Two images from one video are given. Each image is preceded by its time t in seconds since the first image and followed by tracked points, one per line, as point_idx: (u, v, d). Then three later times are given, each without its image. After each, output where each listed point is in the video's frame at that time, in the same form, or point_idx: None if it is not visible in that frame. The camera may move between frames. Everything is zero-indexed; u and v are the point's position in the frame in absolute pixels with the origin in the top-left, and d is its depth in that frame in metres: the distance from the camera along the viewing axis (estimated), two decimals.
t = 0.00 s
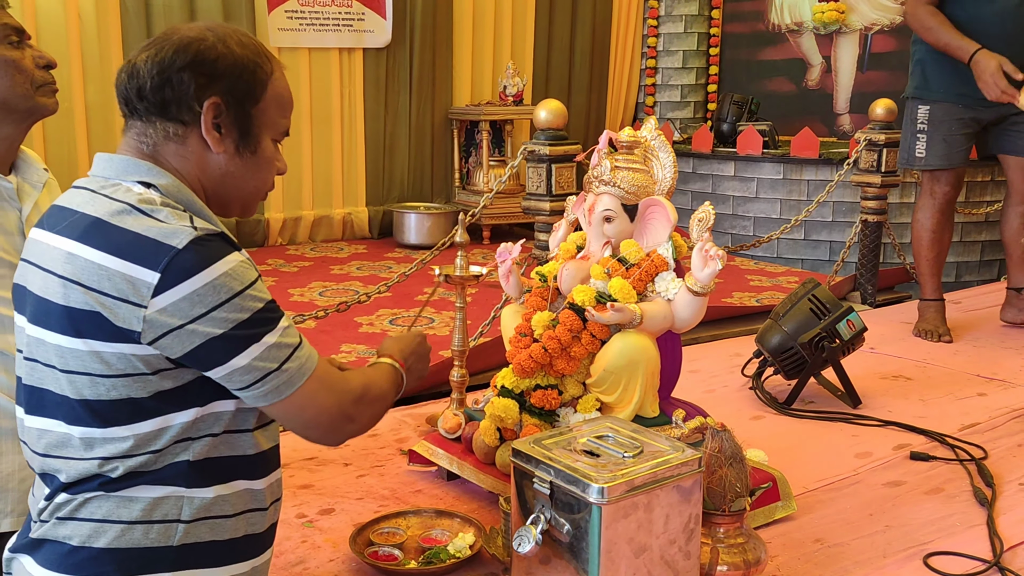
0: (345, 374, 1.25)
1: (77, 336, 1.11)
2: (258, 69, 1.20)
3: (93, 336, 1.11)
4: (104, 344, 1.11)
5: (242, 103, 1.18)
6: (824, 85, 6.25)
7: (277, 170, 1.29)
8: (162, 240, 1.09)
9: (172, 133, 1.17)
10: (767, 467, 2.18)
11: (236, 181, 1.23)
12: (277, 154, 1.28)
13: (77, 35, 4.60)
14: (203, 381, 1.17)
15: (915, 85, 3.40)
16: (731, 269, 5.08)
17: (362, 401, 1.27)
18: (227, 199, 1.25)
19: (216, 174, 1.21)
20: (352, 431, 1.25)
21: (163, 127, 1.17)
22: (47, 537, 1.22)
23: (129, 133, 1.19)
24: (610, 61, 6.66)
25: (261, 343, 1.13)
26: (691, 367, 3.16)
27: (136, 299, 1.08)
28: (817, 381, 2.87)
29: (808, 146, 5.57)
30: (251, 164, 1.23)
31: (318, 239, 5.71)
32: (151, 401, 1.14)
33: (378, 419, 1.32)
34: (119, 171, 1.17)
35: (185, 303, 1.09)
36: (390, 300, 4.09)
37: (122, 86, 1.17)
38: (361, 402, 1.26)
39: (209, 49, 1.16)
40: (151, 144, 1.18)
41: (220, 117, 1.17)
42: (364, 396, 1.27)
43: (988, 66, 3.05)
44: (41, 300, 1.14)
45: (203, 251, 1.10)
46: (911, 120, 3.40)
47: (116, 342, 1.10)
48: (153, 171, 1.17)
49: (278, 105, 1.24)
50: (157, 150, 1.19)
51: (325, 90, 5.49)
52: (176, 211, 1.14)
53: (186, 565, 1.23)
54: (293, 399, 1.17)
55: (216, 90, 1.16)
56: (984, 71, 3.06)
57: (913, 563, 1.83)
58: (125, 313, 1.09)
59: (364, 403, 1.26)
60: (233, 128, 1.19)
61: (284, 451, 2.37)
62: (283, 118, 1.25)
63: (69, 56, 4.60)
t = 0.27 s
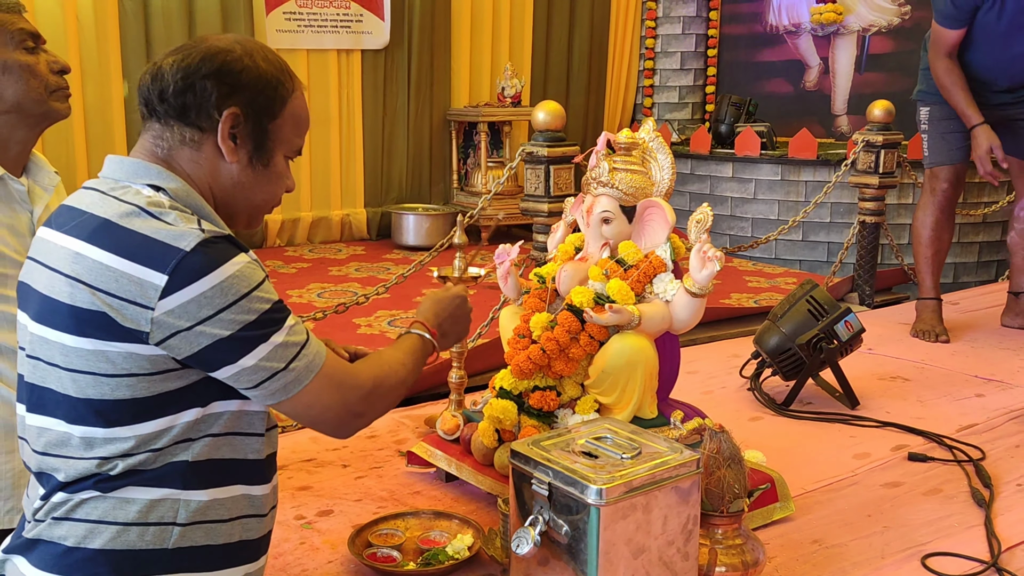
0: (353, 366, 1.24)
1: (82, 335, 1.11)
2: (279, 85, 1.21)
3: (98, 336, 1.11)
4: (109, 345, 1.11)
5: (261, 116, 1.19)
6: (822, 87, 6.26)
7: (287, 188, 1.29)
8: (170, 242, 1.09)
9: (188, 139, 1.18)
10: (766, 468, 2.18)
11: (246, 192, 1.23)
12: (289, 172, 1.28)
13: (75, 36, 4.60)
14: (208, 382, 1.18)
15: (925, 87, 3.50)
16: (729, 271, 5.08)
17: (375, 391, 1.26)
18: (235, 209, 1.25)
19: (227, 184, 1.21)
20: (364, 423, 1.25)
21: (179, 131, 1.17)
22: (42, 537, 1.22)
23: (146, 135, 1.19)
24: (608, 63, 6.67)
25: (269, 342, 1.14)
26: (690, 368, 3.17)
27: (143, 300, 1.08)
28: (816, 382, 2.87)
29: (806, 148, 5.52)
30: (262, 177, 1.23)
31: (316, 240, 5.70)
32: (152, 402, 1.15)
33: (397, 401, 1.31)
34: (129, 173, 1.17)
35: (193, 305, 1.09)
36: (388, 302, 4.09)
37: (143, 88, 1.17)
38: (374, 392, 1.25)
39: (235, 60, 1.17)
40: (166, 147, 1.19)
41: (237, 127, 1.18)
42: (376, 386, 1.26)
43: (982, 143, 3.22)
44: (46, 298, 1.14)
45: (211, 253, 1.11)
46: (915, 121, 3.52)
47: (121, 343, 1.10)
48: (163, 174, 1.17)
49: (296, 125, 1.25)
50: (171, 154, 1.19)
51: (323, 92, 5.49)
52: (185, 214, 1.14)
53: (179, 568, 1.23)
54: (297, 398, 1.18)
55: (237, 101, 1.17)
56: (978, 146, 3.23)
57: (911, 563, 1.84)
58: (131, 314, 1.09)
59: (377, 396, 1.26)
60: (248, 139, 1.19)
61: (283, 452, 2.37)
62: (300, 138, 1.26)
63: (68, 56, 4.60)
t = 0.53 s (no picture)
0: (330, 419, 1.22)
1: (85, 333, 1.11)
2: (292, 95, 1.21)
3: (101, 335, 1.11)
4: (111, 344, 1.11)
5: (273, 123, 1.20)
6: (820, 88, 6.26)
7: (294, 196, 1.29)
8: (176, 245, 1.09)
9: (200, 143, 1.18)
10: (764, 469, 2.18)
11: (255, 199, 1.23)
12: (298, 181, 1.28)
13: (73, 37, 4.60)
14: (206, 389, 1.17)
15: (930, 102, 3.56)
16: (728, 272, 5.08)
17: (339, 450, 1.22)
18: (243, 217, 1.25)
19: (236, 190, 1.22)
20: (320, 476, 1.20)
21: (192, 135, 1.18)
22: (43, 538, 1.22)
23: (158, 138, 1.20)
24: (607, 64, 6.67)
25: (249, 364, 1.12)
26: (688, 369, 3.17)
27: (144, 300, 1.08)
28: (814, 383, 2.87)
29: (804, 149, 5.56)
30: (272, 185, 1.24)
31: (315, 240, 5.70)
32: (155, 403, 1.15)
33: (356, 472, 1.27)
34: (140, 175, 1.17)
35: (190, 309, 1.09)
36: (387, 303, 4.09)
37: (158, 91, 1.18)
38: (338, 450, 1.22)
39: (250, 68, 1.18)
40: (177, 151, 1.19)
41: (249, 134, 1.18)
42: (342, 446, 1.23)
43: (983, 192, 3.35)
44: (52, 296, 1.14)
45: (215, 258, 1.11)
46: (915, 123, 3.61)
47: (124, 343, 1.10)
48: (173, 177, 1.17)
49: (306, 137, 1.26)
50: (182, 157, 1.19)
51: (322, 93, 5.50)
52: (192, 216, 1.14)
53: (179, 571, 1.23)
54: (268, 428, 1.15)
55: (250, 107, 1.17)
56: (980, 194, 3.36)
57: (909, 564, 1.84)
58: (131, 312, 1.09)
59: (340, 451, 1.22)
60: (259, 146, 1.20)
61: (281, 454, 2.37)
62: (310, 149, 1.27)
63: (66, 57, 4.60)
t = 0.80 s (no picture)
0: (337, 410, 1.25)
1: (88, 335, 1.11)
2: (301, 103, 1.22)
3: (104, 338, 1.11)
4: (114, 347, 1.11)
5: (281, 131, 1.21)
6: (818, 89, 6.27)
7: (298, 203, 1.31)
8: (182, 249, 1.10)
9: (208, 147, 1.19)
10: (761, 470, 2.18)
11: (260, 204, 1.25)
12: (301, 188, 1.30)
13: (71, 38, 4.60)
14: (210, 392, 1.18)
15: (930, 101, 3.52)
16: (726, 272, 5.09)
17: (350, 441, 1.26)
18: (247, 221, 1.26)
19: (242, 196, 1.23)
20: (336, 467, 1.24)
21: (200, 140, 1.18)
22: (39, 539, 1.22)
23: (166, 142, 1.20)
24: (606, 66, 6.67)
25: (264, 364, 1.13)
26: (686, 370, 3.17)
27: (151, 305, 1.09)
28: (811, 384, 2.88)
29: (801, 151, 5.54)
30: (276, 192, 1.25)
31: (313, 242, 5.71)
32: (156, 406, 1.15)
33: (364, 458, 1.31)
34: (146, 179, 1.18)
35: (198, 312, 1.09)
36: (385, 304, 4.10)
37: (168, 95, 1.18)
38: (349, 441, 1.25)
39: (261, 76, 1.19)
40: (185, 155, 1.20)
41: (257, 141, 1.19)
42: (352, 436, 1.26)
43: (977, 194, 3.33)
44: (55, 297, 1.14)
45: (222, 263, 1.11)
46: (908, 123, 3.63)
47: (127, 346, 1.11)
48: (179, 181, 1.17)
49: (312, 145, 1.27)
50: (189, 162, 1.20)
51: (321, 94, 5.50)
52: (198, 221, 1.15)
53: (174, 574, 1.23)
54: (283, 425, 1.17)
55: (259, 115, 1.18)
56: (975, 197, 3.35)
57: (906, 564, 1.84)
58: (137, 315, 1.09)
59: (353, 441, 1.26)
60: (267, 154, 1.21)
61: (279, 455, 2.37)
62: (315, 156, 1.28)
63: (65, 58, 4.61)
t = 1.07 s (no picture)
0: (327, 430, 1.23)
1: (89, 334, 1.12)
2: (304, 110, 1.23)
3: (105, 337, 1.11)
4: (115, 346, 1.11)
5: (284, 136, 1.21)
6: (816, 89, 6.27)
7: (297, 210, 1.31)
8: (183, 249, 1.10)
9: (211, 148, 1.19)
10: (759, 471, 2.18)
11: (260, 208, 1.24)
12: (301, 195, 1.30)
13: (69, 40, 4.60)
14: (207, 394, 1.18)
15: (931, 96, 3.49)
16: (724, 273, 5.09)
17: (336, 462, 1.23)
18: (247, 225, 1.26)
19: (242, 198, 1.22)
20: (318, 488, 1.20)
21: (204, 141, 1.18)
22: (40, 542, 1.22)
23: (169, 143, 1.21)
24: (604, 67, 6.67)
25: (252, 370, 1.12)
26: (684, 371, 3.17)
27: (150, 304, 1.09)
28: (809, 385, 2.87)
29: (800, 151, 5.53)
30: (277, 196, 1.25)
31: (312, 243, 5.70)
32: (156, 407, 1.15)
33: (354, 483, 1.27)
34: (148, 181, 1.18)
35: (197, 312, 1.09)
36: (384, 305, 4.09)
37: (173, 96, 1.19)
38: (334, 462, 1.22)
39: (266, 81, 1.20)
40: (188, 156, 1.20)
41: (259, 143, 1.19)
42: (339, 458, 1.23)
43: (969, 196, 3.34)
44: (56, 297, 1.14)
45: (223, 263, 1.11)
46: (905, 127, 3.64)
47: (128, 345, 1.11)
48: (181, 182, 1.18)
49: (312, 153, 1.27)
50: (192, 162, 1.20)
51: (319, 95, 5.50)
52: (200, 221, 1.15)
53: None
54: (266, 436, 1.15)
55: (262, 118, 1.19)
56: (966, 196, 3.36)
57: (904, 565, 1.84)
58: (137, 314, 1.09)
59: (336, 464, 1.22)
60: (269, 157, 1.21)
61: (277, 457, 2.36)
62: (316, 165, 1.28)
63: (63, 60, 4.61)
